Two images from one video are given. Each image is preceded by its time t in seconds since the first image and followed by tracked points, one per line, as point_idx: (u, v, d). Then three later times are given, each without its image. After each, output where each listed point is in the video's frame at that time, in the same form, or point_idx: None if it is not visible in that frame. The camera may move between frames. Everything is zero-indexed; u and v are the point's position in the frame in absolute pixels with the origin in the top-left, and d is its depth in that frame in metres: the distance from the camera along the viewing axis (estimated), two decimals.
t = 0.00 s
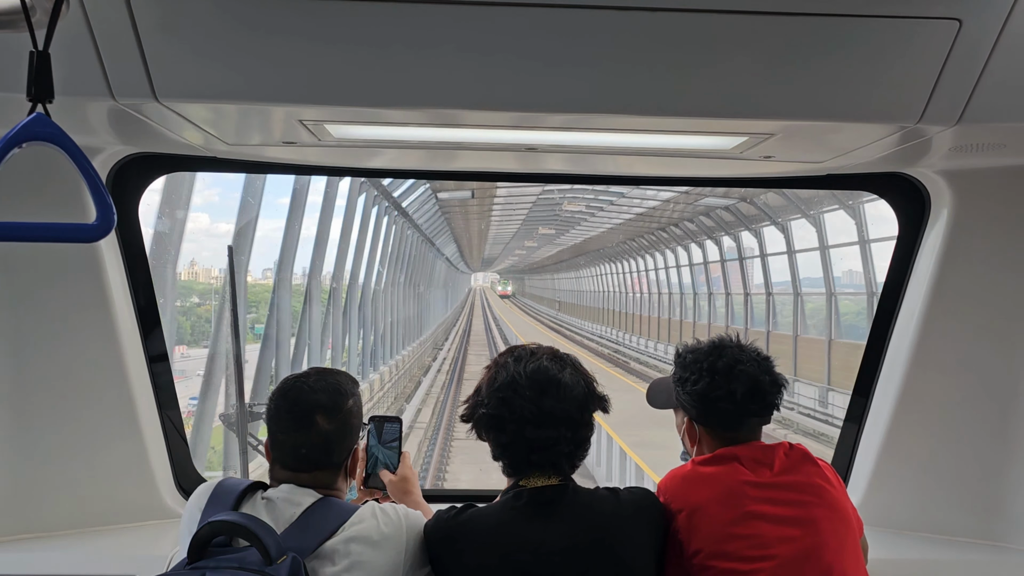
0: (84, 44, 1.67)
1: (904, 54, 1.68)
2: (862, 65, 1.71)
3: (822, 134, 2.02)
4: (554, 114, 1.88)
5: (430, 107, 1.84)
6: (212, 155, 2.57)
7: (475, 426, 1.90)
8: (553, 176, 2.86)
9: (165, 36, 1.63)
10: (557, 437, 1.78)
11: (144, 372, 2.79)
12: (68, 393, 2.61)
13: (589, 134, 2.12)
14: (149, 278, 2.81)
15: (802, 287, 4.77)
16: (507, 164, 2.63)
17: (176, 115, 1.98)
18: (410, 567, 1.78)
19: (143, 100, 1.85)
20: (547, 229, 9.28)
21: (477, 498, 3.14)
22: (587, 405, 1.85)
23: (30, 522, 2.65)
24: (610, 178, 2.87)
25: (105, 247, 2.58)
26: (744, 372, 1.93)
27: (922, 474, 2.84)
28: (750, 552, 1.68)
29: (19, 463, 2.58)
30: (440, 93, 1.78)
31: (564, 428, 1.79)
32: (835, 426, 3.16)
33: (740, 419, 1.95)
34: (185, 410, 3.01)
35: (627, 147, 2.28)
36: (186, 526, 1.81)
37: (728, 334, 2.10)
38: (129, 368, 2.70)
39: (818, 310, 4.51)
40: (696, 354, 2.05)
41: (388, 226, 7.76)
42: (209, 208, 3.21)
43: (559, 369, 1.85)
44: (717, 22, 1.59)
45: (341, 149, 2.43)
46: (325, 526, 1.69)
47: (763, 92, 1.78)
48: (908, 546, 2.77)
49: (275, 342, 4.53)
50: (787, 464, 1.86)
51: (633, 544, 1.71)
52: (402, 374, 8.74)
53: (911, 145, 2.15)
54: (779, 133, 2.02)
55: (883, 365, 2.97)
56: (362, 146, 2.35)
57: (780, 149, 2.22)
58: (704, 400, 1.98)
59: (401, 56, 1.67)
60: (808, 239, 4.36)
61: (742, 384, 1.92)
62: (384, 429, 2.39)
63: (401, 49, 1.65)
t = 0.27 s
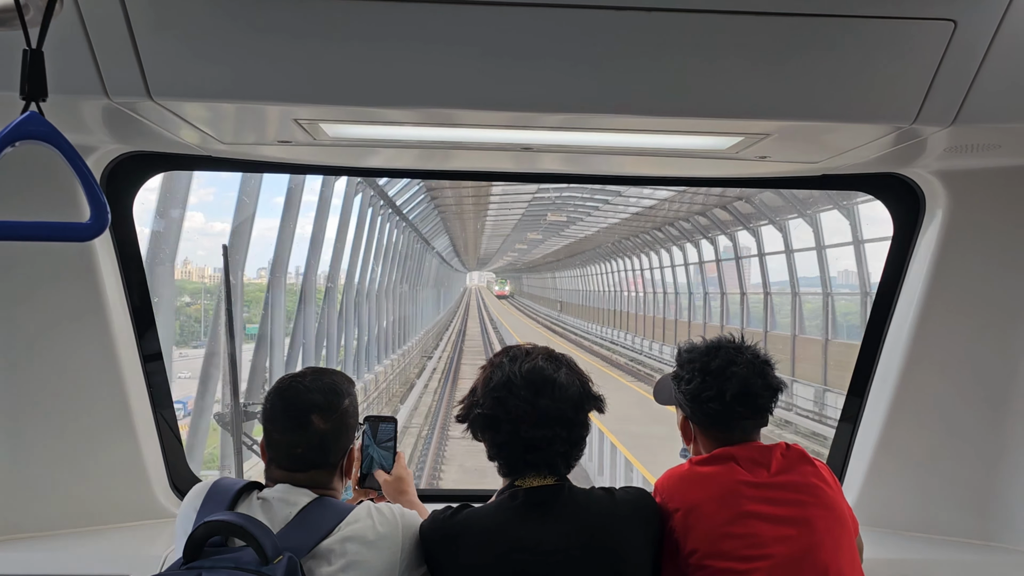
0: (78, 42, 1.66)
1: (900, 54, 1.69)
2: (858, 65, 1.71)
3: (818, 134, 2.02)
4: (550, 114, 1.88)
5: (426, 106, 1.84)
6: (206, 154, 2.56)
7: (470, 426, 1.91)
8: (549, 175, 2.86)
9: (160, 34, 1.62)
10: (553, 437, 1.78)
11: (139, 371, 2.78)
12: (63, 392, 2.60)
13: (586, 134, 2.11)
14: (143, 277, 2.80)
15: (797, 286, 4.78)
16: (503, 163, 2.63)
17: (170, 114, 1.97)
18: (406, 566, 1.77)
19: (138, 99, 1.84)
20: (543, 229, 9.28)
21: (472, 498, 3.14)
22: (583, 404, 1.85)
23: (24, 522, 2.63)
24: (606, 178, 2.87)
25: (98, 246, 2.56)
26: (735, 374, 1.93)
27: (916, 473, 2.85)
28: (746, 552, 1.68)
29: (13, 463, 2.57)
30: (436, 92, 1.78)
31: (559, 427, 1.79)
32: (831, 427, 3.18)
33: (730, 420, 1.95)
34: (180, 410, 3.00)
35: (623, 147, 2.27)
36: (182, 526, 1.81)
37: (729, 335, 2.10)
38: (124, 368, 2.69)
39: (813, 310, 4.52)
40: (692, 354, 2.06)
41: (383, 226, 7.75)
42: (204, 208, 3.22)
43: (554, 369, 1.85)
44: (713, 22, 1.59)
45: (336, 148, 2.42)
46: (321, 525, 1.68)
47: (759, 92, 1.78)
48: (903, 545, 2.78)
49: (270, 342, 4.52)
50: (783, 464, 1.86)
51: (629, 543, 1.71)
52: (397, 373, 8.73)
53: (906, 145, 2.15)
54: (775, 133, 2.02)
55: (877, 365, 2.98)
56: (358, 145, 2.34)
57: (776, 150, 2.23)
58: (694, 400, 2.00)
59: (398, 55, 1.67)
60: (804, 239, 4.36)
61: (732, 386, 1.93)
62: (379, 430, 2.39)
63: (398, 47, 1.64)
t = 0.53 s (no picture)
0: (73, 39, 1.65)
1: (897, 54, 1.69)
2: (855, 66, 1.72)
3: (815, 133, 2.02)
4: (547, 113, 1.88)
5: (423, 105, 1.83)
6: (202, 153, 2.55)
7: (468, 425, 1.90)
8: (545, 175, 2.86)
9: (155, 32, 1.61)
10: (549, 436, 1.78)
11: (134, 371, 2.78)
12: (58, 392, 2.59)
13: (583, 133, 2.11)
14: (139, 277, 2.80)
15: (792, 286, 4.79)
16: (500, 163, 2.63)
17: (166, 112, 1.96)
18: (402, 566, 1.78)
19: (133, 97, 1.83)
20: (538, 228, 9.29)
21: (468, 498, 3.14)
22: (580, 404, 1.85)
23: (19, 521, 2.63)
24: (601, 177, 2.87)
25: (93, 244, 2.55)
26: (733, 375, 1.93)
27: (912, 472, 2.86)
28: (743, 551, 1.68)
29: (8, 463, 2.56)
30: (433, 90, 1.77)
31: (556, 426, 1.79)
32: (826, 426, 3.18)
33: (727, 420, 1.95)
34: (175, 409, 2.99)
35: (619, 146, 2.27)
36: (177, 526, 1.80)
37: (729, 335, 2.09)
38: (118, 367, 2.68)
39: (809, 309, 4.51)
40: (693, 353, 2.07)
41: (379, 225, 7.75)
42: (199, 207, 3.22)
43: (552, 369, 1.85)
44: (711, 21, 1.59)
45: (332, 147, 2.41)
46: (318, 525, 1.68)
47: (756, 91, 1.78)
48: (897, 543, 2.79)
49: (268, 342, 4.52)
50: (780, 464, 1.86)
51: (626, 543, 1.71)
52: (393, 372, 8.73)
53: (902, 145, 2.16)
54: (771, 132, 2.03)
55: (873, 364, 2.99)
56: (354, 143, 2.34)
57: (772, 149, 2.23)
58: (693, 400, 2.01)
59: (394, 53, 1.66)
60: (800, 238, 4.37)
61: (730, 386, 1.93)
62: (375, 429, 2.38)
63: (394, 46, 1.64)
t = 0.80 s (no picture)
0: (65, 38, 1.64)
1: (892, 52, 1.69)
2: (850, 63, 1.71)
3: (810, 132, 2.02)
4: (542, 112, 1.87)
5: (418, 104, 1.83)
6: (197, 152, 2.54)
7: (464, 424, 1.89)
8: (542, 173, 2.86)
9: (148, 30, 1.61)
10: (545, 435, 1.77)
11: (128, 371, 2.77)
12: (52, 391, 2.58)
13: (578, 132, 2.11)
14: (133, 277, 2.79)
15: (789, 284, 4.79)
16: (496, 161, 2.62)
17: (160, 111, 1.95)
18: (398, 566, 1.77)
19: (126, 95, 1.82)
20: (536, 227, 9.28)
21: (465, 497, 3.13)
22: (576, 403, 1.84)
23: (13, 521, 2.62)
24: (598, 176, 2.86)
25: (87, 243, 2.54)
26: (733, 374, 1.93)
27: (909, 471, 2.86)
28: (739, 550, 1.68)
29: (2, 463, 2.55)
30: (427, 89, 1.77)
31: (552, 425, 1.78)
32: (823, 425, 3.18)
33: (725, 419, 1.95)
34: (170, 409, 2.98)
35: (615, 145, 2.27)
36: (171, 525, 1.79)
37: (729, 334, 2.10)
38: (112, 367, 2.67)
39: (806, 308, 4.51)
40: (694, 351, 2.06)
41: (376, 224, 7.74)
42: (195, 206, 3.22)
43: (548, 367, 1.85)
44: (705, 19, 1.59)
45: (328, 145, 2.41)
46: (313, 525, 1.67)
47: (752, 90, 1.78)
48: (893, 542, 2.79)
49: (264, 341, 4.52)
50: (778, 463, 1.86)
51: (622, 542, 1.71)
52: (390, 372, 8.72)
53: (898, 143, 2.16)
54: (767, 131, 2.02)
55: (870, 363, 2.99)
56: (349, 142, 2.33)
57: (768, 148, 2.22)
58: (691, 398, 2.01)
59: (388, 51, 1.65)
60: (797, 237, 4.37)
61: (728, 386, 1.92)
62: (371, 428, 2.39)
63: (388, 45, 1.64)
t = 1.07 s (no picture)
0: (63, 37, 1.64)
1: (889, 52, 1.69)
2: (847, 63, 1.71)
3: (808, 132, 2.02)
4: (539, 111, 1.87)
5: (415, 103, 1.83)
6: (194, 151, 2.54)
7: (462, 424, 1.89)
8: (539, 172, 2.86)
9: (145, 29, 1.61)
10: (542, 435, 1.77)
11: (125, 370, 2.76)
12: (50, 391, 2.58)
13: (576, 131, 2.11)
14: (130, 276, 2.79)
15: (787, 283, 4.79)
16: (494, 161, 2.62)
17: (158, 110, 1.95)
18: (394, 564, 1.77)
19: (124, 95, 1.82)
20: (534, 226, 9.28)
21: (462, 496, 3.13)
22: (573, 403, 1.84)
23: (10, 520, 2.62)
24: (596, 175, 2.86)
25: (84, 241, 2.54)
26: (748, 374, 1.93)
27: (906, 471, 2.86)
28: (737, 550, 1.68)
29: None
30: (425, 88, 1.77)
31: (548, 425, 1.79)
32: (822, 422, 3.17)
33: (740, 419, 1.95)
34: (167, 408, 2.98)
35: (613, 144, 2.27)
36: (168, 525, 1.79)
37: (723, 331, 2.10)
38: (109, 366, 2.67)
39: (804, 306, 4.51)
40: (699, 352, 2.03)
41: (374, 223, 7.74)
42: (192, 205, 3.22)
43: (544, 367, 1.85)
44: (702, 19, 1.59)
45: (325, 145, 2.41)
46: (309, 524, 1.67)
47: (749, 89, 1.78)
48: (890, 541, 2.80)
49: (261, 341, 4.51)
50: (775, 463, 1.86)
51: (619, 542, 1.71)
52: (388, 371, 8.72)
53: (895, 143, 2.16)
54: (764, 131, 2.02)
55: (867, 362, 2.99)
56: (347, 141, 2.33)
57: (765, 147, 2.23)
58: (705, 401, 1.96)
59: (386, 51, 1.65)
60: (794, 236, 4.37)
61: (747, 386, 1.92)
62: (368, 428, 2.38)
63: (385, 44, 1.64)
